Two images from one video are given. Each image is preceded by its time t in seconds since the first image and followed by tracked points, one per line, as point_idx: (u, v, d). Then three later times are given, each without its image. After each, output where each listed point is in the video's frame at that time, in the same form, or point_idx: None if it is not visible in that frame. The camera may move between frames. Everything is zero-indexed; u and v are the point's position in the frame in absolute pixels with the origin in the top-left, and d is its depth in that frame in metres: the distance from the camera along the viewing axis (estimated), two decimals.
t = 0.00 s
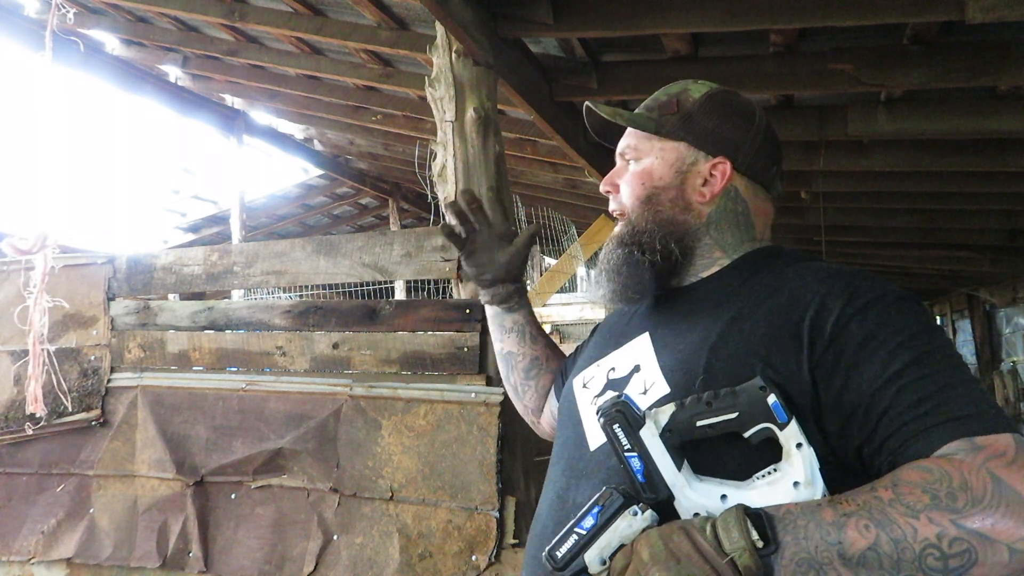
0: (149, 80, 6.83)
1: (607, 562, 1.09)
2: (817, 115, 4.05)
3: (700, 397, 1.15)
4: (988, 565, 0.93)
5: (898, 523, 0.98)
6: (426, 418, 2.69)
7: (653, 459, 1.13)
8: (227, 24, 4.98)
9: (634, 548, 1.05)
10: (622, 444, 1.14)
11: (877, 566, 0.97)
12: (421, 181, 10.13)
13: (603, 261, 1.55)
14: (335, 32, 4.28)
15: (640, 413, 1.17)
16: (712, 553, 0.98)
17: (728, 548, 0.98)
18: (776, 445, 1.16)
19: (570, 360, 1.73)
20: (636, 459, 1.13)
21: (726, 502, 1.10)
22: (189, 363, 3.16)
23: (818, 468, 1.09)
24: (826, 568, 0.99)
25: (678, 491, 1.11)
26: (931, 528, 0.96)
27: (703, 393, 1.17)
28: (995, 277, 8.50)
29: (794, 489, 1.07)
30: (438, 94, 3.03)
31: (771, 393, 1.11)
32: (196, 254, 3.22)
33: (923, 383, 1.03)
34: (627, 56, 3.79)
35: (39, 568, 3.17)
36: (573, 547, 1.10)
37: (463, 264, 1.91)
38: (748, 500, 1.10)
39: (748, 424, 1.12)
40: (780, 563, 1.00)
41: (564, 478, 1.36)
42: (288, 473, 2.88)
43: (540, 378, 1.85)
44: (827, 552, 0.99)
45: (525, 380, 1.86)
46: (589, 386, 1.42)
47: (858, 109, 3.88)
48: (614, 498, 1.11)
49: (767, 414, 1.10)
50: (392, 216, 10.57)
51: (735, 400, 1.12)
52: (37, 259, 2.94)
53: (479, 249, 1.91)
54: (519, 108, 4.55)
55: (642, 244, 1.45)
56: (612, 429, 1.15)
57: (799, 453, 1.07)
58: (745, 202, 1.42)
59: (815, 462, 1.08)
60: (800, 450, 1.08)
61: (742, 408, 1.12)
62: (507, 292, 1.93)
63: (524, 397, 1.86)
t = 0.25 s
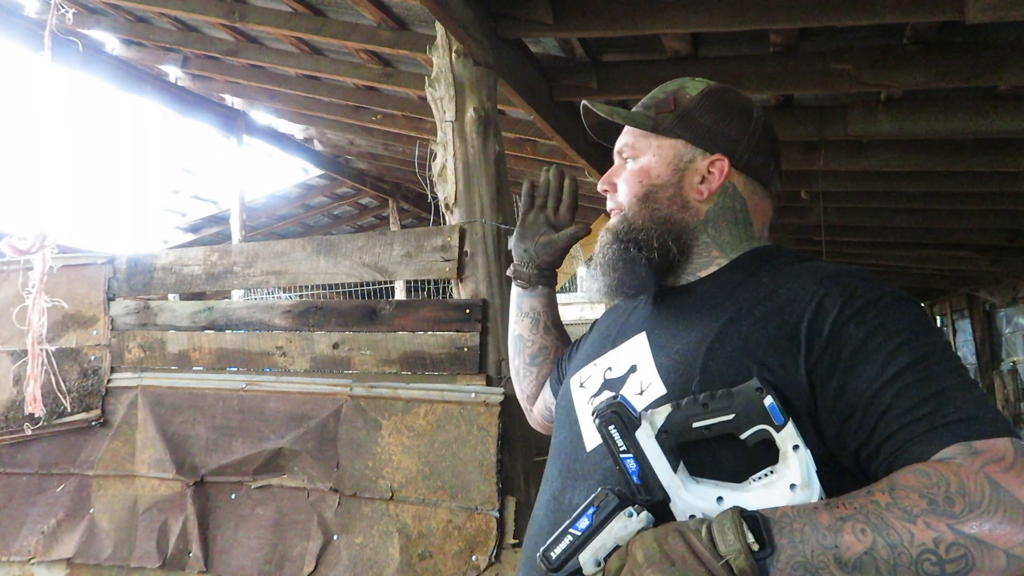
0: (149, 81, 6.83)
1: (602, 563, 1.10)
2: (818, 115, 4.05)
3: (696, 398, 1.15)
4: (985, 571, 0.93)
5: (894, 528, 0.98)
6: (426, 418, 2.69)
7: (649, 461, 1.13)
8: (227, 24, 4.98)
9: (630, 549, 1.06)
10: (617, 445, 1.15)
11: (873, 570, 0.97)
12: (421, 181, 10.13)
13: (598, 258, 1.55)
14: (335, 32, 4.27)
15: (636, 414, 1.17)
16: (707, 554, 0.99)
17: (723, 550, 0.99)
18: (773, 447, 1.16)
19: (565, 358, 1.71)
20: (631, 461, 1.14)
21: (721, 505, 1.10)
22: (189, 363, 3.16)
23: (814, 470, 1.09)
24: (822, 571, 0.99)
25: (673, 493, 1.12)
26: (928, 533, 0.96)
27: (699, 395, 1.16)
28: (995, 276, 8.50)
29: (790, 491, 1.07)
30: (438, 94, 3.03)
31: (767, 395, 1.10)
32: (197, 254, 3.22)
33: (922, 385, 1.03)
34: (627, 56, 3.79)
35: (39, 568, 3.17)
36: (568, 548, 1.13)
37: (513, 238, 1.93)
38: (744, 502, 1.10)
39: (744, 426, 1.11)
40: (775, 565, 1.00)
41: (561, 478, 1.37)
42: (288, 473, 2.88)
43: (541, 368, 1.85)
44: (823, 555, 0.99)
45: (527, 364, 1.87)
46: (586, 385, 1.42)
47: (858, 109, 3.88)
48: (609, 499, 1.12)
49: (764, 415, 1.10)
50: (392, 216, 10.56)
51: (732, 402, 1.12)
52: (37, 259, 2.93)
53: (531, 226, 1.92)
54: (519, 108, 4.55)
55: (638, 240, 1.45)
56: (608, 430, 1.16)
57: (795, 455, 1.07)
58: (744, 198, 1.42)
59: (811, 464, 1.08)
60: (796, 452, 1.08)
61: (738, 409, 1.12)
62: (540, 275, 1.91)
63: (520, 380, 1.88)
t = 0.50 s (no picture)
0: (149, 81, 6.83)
1: (607, 566, 1.08)
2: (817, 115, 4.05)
3: (701, 400, 1.17)
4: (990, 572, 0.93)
5: (902, 530, 0.98)
6: (426, 418, 2.69)
7: (654, 462, 1.13)
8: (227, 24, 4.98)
9: (635, 554, 1.05)
10: (622, 447, 1.15)
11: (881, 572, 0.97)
12: (421, 181, 10.14)
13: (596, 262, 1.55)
14: (335, 32, 4.27)
15: (641, 416, 1.18)
16: (714, 556, 0.99)
17: (732, 553, 0.98)
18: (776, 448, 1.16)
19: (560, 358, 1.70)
20: (636, 463, 1.14)
21: (727, 506, 1.10)
22: (189, 363, 3.16)
23: (818, 472, 1.09)
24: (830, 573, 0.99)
25: (678, 495, 1.11)
26: (935, 535, 0.96)
27: (704, 397, 1.18)
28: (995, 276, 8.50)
29: (795, 493, 1.07)
30: (438, 94, 3.03)
31: (772, 396, 1.12)
32: (196, 254, 3.22)
33: (925, 386, 1.03)
34: (627, 56, 3.79)
35: (39, 568, 3.17)
36: (573, 551, 1.11)
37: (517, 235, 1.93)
38: (749, 504, 1.10)
39: (748, 427, 1.13)
40: (783, 567, 1.00)
41: (562, 480, 1.36)
42: (288, 473, 2.88)
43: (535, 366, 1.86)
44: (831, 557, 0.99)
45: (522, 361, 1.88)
46: (586, 386, 1.42)
47: (858, 109, 3.88)
48: (614, 502, 1.11)
49: (767, 416, 1.11)
50: (392, 216, 10.56)
51: (737, 403, 1.14)
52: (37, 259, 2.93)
53: (530, 224, 1.93)
54: (519, 109, 4.55)
55: (639, 245, 1.45)
56: (613, 432, 1.16)
57: (800, 456, 1.08)
58: (743, 198, 1.43)
59: (816, 466, 1.08)
60: (801, 454, 1.08)
61: (743, 411, 1.13)
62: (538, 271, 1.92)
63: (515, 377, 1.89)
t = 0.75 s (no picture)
0: (149, 80, 6.83)
1: (614, 568, 1.09)
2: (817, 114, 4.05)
3: (707, 401, 1.17)
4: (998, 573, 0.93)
5: (910, 531, 0.97)
6: (426, 419, 2.69)
7: (660, 464, 1.14)
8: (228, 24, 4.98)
9: (643, 555, 1.06)
10: (629, 448, 1.16)
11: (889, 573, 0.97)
12: (421, 181, 10.13)
13: (597, 264, 1.53)
14: (335, 31, 4.27)
15: (648, 417, 1.18)
16: (723, 560, 0.99)
17: (740, 555, 0.99)
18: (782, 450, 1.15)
19: (557, 357, 1.71)
20: (644, 463, 1.15)
21: (733, 508, 1.10)
22: (189, 363, 3.16)
23: (825, 473, 1.09)
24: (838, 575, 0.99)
25: (685, 496, 1.12)
26: (943, 537, 0.96)
27: (711, 397, 1.18)
28: (995, 276, 8.50)
29: (801, 494, 1.07)
30: (438, 94, 3.02)
31: (779, 398, 1.11)
32: (196, 254, 3.22)
33: (929, 388, 1.03)
34: (627, 55, 3.79)
35: (39, 568, 3.17)
36: (580, 553, 1.11)
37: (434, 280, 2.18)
38: (756, 505, 1.09)
39: (755, 428, 1.12)
40: (791, 568, 0.99)
41: (565, 481, 1.36)
42: (288, 473, 2.88)
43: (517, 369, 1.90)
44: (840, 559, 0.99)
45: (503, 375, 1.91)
46: (588, 386, 1.42)
47: (858, 109, 3.87)
48: (621, 503, 1.11)
49: (775, 417, 1.11)
50: (392, 216, 10.56)
51: (744, 404, 1.14)
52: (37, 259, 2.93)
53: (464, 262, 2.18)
54: (519, 108, 4.55)
55: (644, 247, 1.44)
56: (620, 433, 1.16)
57: (806, 457, 1.07)
58: (746, 199, 1.43)
59: (822, 466, 1.08)
60: (807, 455, 1.08)
61: (750, 412, 1.13)
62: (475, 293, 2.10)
63: (503, 391, 1.90)
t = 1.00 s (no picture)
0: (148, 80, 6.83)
1: (619, 568, 1.08)
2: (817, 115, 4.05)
3: (711, 399, 1.16)
4: (1004, 565, 0.92)
5: (915, 524, 0.97)
6: (426, 418, 2.69)
7: (665, 463, 1.13)
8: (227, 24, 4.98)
9: (649, 555, 1.06)
10: (633, 447, 1.15)
11: (896, 567, 0.97)
12: (420, 181, 10.13)
13: (594, 264, 1.52)
14: (335, 32, 4.27)
15: (650, 416, 1.17)
16: (730, 556, 0.99)
17: (748, 551, 0.98)
18: (783, 448, 1.16)
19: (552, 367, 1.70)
20: (648, 462, 1.13)
21: (737, 506, 1.10)
22: (189, 363, 3.15)
23: (828, 471, 1.10)
24: (845, 569, 0.98)
25: (689, 495, 1.11)
26: (949, 529, 0.95)
27: (714, 396, 1.17)
28: (995, 276, 8.50)
29: (806, 491, 1.08)
30: (438, 94, 3.02)
31: (783, 396, 1.12)
32: (196, 254, 3.22)
33: (931, 382, 1.04)
34: (627, 56, 3.79)
35: (39, 569, 3.17)
36: (585, 554, 1.10)
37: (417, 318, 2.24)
38: (760, 503, 1.10)
39: (758, 426, 1.13)
40: (799, 564, 1.00)
41: (565, 483, 1.36)
42: (288, 473, 2.88)
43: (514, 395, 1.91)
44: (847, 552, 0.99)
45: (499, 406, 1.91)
46: (586, 388, 1.42)
47: (858, 109, 3.87)
48: (625, 503, 1.11)
49: (779, 415, 1.11)
50: (392, 216, 10.56)
51: (748, 402, 1.14)
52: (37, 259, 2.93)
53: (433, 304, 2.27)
54: (519, 109, 4.55)
55: (644, 248, 1.44)
56: (625, 431, 1.15)
57: (811, 455, 1.09)
58: (743, 199, 1.44)
59: (825, 464, 1.09)
60: (812, 452, 1.09)
61: (754, 409, 1.13)
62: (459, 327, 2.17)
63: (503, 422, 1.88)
